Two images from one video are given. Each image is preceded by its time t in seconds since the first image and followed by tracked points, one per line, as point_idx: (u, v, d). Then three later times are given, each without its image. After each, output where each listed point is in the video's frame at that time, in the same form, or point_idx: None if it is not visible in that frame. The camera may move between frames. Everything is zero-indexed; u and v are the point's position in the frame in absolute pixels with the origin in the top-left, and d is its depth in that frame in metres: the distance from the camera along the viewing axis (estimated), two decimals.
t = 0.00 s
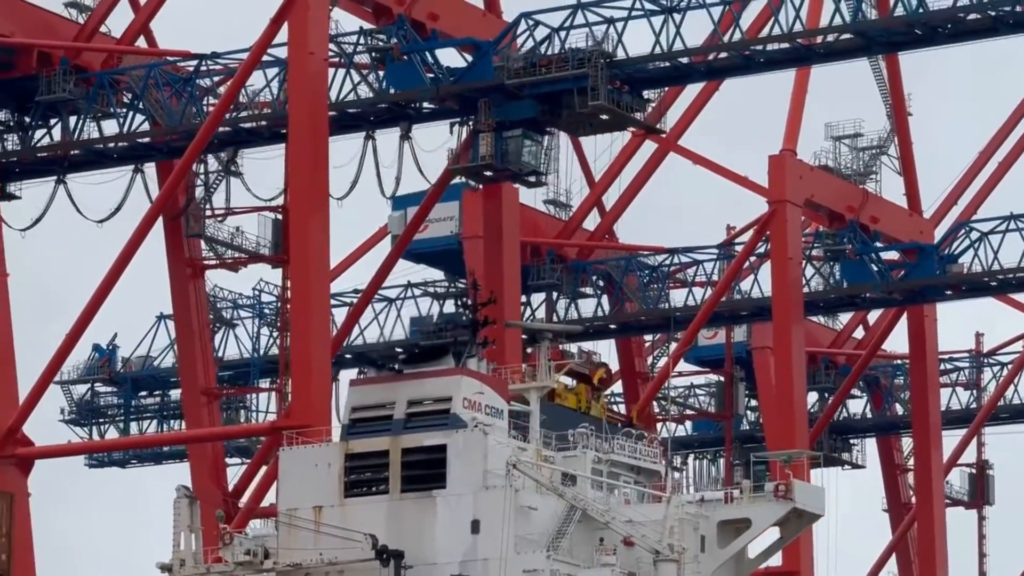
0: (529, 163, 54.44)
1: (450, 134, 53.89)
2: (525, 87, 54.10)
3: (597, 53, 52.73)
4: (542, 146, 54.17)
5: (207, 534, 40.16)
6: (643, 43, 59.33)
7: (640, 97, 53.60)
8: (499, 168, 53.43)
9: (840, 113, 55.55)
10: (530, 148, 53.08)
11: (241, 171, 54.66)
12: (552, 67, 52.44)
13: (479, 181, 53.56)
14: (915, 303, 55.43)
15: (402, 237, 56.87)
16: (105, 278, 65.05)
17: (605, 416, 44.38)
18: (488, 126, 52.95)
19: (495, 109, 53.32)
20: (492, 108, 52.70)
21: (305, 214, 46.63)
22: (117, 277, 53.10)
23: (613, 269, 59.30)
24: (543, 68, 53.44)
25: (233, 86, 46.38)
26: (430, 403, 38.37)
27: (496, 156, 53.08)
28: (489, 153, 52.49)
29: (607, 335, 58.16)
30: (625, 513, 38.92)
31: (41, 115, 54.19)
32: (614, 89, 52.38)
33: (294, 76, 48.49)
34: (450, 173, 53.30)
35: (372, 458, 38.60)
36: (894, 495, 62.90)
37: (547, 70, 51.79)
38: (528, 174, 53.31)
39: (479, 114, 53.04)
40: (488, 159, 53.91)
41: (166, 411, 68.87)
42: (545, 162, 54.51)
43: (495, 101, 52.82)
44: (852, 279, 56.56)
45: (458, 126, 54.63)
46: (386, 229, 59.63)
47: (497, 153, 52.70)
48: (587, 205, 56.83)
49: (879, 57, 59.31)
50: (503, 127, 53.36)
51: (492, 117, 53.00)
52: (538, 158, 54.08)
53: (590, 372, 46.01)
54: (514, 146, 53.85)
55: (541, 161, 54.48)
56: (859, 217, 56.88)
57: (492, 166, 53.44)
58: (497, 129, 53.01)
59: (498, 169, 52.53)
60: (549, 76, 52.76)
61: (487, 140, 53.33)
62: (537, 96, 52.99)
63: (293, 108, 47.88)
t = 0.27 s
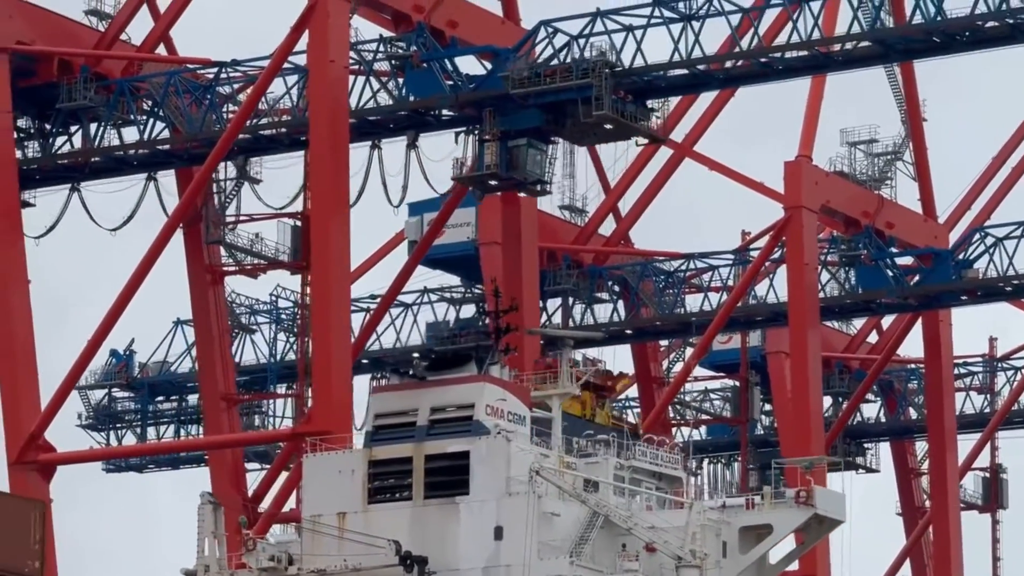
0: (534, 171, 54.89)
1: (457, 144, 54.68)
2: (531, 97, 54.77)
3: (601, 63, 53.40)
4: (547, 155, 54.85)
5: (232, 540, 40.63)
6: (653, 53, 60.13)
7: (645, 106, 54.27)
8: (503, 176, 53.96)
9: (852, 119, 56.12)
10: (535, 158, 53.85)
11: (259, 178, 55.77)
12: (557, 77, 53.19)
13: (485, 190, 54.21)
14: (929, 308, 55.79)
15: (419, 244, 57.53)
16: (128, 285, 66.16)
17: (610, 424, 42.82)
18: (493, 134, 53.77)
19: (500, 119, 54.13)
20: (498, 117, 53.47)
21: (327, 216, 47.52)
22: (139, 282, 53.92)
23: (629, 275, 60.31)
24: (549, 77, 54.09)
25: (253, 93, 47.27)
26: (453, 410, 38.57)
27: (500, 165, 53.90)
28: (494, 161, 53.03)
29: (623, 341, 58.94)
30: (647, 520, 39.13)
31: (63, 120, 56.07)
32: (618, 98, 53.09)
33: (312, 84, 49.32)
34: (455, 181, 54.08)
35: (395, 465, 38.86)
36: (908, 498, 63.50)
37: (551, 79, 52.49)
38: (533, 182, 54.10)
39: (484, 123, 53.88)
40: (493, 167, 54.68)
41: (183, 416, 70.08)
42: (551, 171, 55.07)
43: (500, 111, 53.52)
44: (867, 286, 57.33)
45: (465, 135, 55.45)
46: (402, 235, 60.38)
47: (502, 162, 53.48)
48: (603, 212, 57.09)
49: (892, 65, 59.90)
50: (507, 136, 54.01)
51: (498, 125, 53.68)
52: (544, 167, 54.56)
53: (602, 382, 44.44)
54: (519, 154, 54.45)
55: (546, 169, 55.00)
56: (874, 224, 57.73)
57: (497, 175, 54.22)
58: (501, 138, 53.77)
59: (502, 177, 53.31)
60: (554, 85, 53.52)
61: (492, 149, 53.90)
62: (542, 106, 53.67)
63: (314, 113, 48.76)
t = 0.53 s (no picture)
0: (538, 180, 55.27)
1: (462, 153, 55.42)
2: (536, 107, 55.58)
3: (606, 73, 54.27)
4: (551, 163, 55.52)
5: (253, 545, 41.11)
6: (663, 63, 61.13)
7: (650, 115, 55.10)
8: (508, 186, 54.50)
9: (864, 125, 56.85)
10: (540, 167, 54.51)
11: (274, 185, 56.61)
12: (562, 87, 54.00)
13: (493, 199, 54.82)
14: (945, 314, 56.49)
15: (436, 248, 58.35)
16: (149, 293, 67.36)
17: (615, 432, 42.05)
18: (498, 144, 54.54)
19: (504, 128, 54.88)
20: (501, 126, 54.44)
21: (348, 220, 48.72)
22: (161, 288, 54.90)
23: (645, 280, 61.30)
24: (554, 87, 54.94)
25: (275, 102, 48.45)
26: (476, 417, 38.80)
27: (506, 174, 54.47)
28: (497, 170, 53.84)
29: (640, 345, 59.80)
30: (669, 527, 39.32)
31: (83, 128, 56.90)
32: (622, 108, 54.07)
33: (331, 91, 50.45)
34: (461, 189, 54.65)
35: (417, 471, 39.07)
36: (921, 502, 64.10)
37: (557, 88, 53.39)
38: (539, 191, 54.78)
39: (489, 132, 54.61)
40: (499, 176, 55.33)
41: (200, 420, 71.12)
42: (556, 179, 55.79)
43: (504, 120, 54.43)
44: (883, 291, 58.23)
45: (470, 145, 56.18)
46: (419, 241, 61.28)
47: (507, 171, 54.16)
48: (619, 218, 57.32)
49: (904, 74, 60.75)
50: (512, 145, 54.85)
51: (502, 135, 54.62)
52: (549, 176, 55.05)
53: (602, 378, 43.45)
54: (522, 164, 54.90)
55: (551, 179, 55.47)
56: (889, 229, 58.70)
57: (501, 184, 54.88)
58: (506, 147, 54.48)
59: (508, 186, 54.10)
60: (559, 95, 54.31)
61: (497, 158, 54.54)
62: (547, 115, 54.55)
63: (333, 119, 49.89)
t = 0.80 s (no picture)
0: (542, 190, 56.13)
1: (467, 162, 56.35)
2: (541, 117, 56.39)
3: (611, 83, 55.12)
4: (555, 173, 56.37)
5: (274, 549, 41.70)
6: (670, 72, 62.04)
7: (652, 126, 55.94)
8: (512, 195, 55.38)
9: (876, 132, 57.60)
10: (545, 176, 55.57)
11: (292, 192, 57.46)
12: (565, 98, 54.84)
13: (501, 209, 55.57)
14: (959, 319, 57.25)
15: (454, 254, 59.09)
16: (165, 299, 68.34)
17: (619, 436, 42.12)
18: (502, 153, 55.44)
19: (509, 137, 55.82)
20: (505, 135, 55.33)
21: (366, 224, 49.56)
22: (179, 295, 55.62)
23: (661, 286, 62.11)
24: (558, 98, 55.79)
25: (294, 110, 49.37)
26: (497, 424, 39.14)
27: (510, 183, 55.38)
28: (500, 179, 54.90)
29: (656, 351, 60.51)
30: (690, 533, 39.51)
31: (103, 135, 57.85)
32: (625, 119, 55.07)
33: (351, 98, 51.33)
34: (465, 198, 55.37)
35: (440, 478, 39.49)
36: (933, 507, 64.87)
37: (561, 99, 54.25)
38: (545, 201, 55.71)
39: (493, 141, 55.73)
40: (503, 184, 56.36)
41: (216, 424, 72.07)
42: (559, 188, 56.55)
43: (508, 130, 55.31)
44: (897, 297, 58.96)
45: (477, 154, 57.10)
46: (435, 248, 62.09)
47: (510, 180, 55.25)
48: (633, 224, 57.71)
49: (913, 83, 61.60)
50: (516, 155, 55.73)
51: (507, 144, 55.51)
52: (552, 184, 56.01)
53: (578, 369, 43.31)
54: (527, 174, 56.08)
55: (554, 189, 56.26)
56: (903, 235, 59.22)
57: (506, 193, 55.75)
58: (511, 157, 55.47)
59: (512, 195, 54.96)
60: (562, 105, 55.27)
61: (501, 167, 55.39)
62: (551, 125, 55.42)
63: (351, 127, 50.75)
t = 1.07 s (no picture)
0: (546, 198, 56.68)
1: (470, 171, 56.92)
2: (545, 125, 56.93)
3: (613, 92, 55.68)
4: (558, 180, 56.90)
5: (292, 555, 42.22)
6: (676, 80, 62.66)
7: (653, 133, 56.52)
8: (517, 203, 55.82)
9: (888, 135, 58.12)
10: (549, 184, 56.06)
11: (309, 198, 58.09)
12: (569, 105, 55.36)
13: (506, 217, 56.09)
14: (973, 323, 57.81)
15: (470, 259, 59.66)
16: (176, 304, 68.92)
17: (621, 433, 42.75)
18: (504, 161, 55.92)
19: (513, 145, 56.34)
20: (508, 143, 55.87)
21: (385, 231, 49.98)
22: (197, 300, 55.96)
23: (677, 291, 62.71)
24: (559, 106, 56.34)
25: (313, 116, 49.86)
26: (517, 429, 39.64)
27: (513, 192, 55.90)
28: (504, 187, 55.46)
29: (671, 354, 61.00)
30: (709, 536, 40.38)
31: (121, 141, 58.57)
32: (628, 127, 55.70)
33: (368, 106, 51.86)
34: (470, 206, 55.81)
35: (460, 483, 39.91)
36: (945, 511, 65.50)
37: (565, 106, 54.81)
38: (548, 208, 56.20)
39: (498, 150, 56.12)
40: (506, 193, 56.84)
41: (230, 428, 72.65)
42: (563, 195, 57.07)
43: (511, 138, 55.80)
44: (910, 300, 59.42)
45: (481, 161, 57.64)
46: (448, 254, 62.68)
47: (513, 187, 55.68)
48: (646, 228, 58.05)
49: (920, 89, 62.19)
50: (520, 162, 56.27)
51: (511, 152, 56.01)
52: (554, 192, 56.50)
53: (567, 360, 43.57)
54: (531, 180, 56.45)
55: (557, 196, 56.78)
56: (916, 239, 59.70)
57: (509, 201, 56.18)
58: (513, 165, 56.05)
59: (517, 203, 55.48)
60: (564, 113, 55.82)
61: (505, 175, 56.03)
62: (553, 133, 55.97)
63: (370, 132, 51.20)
